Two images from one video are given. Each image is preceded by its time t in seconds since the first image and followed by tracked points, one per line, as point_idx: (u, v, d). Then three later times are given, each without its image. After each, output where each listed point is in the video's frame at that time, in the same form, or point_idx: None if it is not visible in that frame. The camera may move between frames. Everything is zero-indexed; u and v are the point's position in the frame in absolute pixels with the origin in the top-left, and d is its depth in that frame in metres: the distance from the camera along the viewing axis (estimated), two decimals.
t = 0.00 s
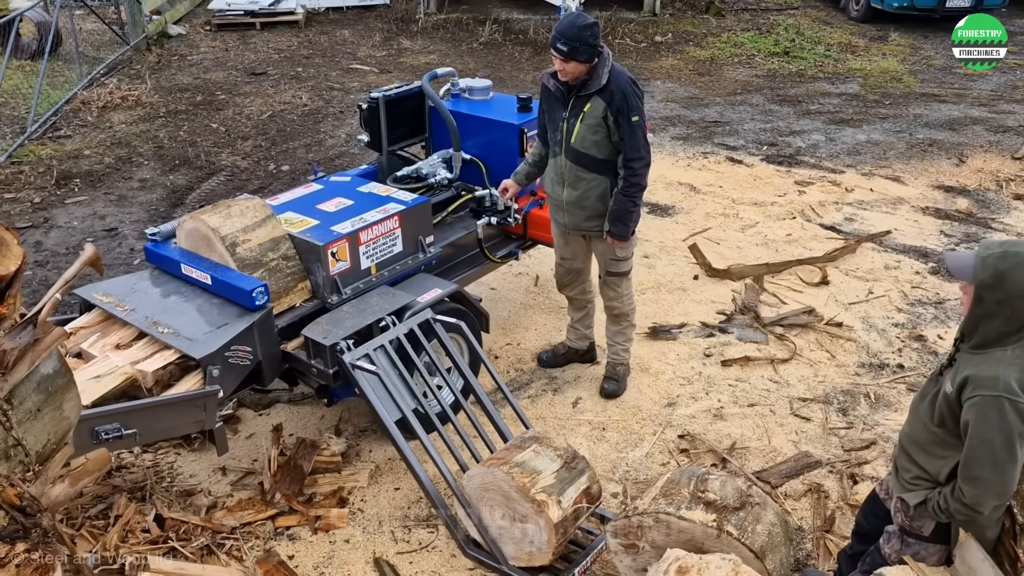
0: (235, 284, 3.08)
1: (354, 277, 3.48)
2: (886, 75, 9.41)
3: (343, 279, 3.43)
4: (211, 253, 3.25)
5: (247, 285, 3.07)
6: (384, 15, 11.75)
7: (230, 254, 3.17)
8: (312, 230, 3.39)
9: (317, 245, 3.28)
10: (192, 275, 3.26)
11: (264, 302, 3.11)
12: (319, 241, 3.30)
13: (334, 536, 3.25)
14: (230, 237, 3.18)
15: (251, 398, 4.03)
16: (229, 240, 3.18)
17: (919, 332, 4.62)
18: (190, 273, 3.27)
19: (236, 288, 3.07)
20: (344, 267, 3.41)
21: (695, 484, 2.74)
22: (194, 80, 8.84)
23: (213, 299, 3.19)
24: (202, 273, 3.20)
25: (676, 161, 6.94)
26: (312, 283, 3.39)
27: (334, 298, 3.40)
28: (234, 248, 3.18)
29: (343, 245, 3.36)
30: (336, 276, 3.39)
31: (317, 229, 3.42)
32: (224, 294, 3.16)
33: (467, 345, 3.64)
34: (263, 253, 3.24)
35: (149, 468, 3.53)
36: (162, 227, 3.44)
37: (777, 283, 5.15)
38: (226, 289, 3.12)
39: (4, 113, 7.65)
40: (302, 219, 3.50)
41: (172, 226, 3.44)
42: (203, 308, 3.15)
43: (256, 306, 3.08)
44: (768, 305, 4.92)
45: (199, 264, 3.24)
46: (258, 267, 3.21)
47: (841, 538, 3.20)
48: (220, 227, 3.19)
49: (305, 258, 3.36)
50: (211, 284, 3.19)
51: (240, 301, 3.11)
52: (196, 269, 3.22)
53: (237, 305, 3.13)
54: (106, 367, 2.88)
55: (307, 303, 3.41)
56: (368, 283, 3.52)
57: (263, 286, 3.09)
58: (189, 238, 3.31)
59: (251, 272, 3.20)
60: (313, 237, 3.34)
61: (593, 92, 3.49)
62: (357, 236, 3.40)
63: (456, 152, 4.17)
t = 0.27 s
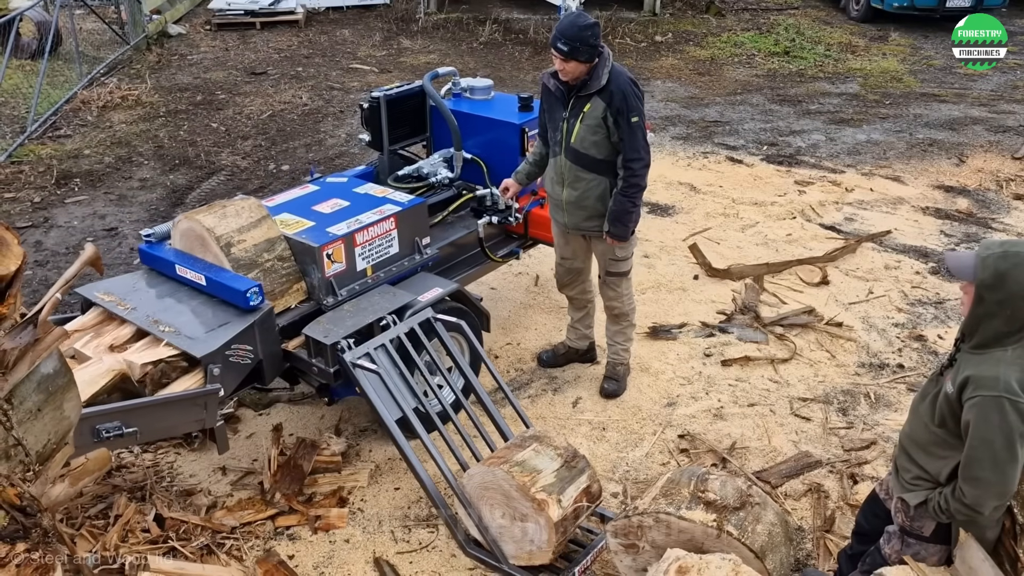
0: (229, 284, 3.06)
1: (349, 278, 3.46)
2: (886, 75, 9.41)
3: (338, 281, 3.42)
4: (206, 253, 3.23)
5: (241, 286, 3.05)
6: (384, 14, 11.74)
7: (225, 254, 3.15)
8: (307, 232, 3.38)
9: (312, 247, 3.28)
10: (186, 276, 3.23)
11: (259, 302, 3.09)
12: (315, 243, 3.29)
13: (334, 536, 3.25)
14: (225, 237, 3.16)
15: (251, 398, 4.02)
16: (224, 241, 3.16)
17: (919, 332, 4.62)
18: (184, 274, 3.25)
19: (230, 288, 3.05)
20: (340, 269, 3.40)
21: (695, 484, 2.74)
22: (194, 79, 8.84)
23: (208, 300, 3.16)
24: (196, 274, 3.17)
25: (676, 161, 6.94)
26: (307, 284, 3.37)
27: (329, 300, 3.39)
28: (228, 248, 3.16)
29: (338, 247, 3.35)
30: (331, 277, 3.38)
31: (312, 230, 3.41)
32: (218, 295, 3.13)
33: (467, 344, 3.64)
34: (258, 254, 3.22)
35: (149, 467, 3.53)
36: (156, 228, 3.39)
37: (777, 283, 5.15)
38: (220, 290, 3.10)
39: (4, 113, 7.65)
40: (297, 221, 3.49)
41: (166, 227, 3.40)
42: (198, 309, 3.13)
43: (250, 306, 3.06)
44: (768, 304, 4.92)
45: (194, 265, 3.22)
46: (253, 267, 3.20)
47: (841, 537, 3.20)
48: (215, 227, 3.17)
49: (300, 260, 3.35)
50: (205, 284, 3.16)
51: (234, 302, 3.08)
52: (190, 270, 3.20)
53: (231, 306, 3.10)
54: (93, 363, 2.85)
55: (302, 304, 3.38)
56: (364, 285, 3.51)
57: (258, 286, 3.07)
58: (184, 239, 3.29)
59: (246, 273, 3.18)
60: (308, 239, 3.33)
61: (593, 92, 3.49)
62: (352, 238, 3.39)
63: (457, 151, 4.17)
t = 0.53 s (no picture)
0: (222, 287, 3.04)
1: (344, 281, 3.44)
2: (887, 74, 9.40)
3: (333, 283, 3.40)
4: (199, 255, 3.23)
5: (235, 288, 3.02)
6: (384, 14, 11.74)
7: (217, 255, 3.15)
8: (301, 234, 3.37)
9: (306, 249, 3.26)
10: (179, 278, 3.21)
11: (253, 305, 3.07)
12: (308, 246, 3.28)
13: (334, 536, 3.25)
14: (218, 239, 3.15)
15: (251, 397, 4.02)
16: (216, 243, 3.15)
17: (919, 332, 4.62)
18: (176, 277, 3.23)
19: (223, 291, 3.03)
20: (334, 271, 3.38)
21: (695, 484, 2.74)
22: (194, 79, 8.84)
23: (201, 303, 3.14)
24: (189, 277, 3.16)
25: (676, 161, 6.93)
26: (301, 287, 3.36)
27: (323, 302, 3.37)
28: (221, 250, 3.16)
29: (332, 249, 3.33)
30: (325, 280, 3.36)
31: (306, 233, 3.39)
32: (211, 298, 3.11)
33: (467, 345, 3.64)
34: (252, 256, 3.21)
35: (149, 467, 3.53)
36: (150, 231, 3.38)
37: (777, 283, 5.15)
38: (213, 293, 3.08)
39: (4, 112, 7.65)
40: (291, 223, 3.47)
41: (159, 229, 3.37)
42: (192, 312, 3.12)
43: (244, 309, 3.04)
44: (768, 304, 4.91)
45: (187, 268, 3.20)
46: (246, 269, 3.19)
47: (841, 537, 3.20)
48: (209, 229, 3.16)
49: (294, 262, 3.33)
50: (198, 287, 3.14)
51: (227, 304, 3.06)
52: (183, 273, 3.18)
53: (224, 309, 3.08)
54: (81, 361, 2.83)
55: (296, 306, 3.37)
56: (358, 288, 3.49)
57: (251, 288, 3.05)
58: (177, 241, 3.28)
59: (238, 275, 3.18)
60: (302, 241, 3.31)
61: (593, 92, 3.49)
62: (346, 240, 3.37)
63: (456, 151, 4.17)
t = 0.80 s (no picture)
0: (216, 294, 3.03)
1: (339, 283, 3.41)
2: (887, 74, 9.40)
3: (327, 286, 3.36)
4: (193, 258, 3.21)
5: (229, 296, 3.01)
6: (384, 13, 11.74)
7: (211, 257, 3.13)
8: (295, 237, 3.34)
9: (300, 252, 3.23)
10: (172, 284, 3.20)
11: (247, 313, 3.05)
12: (302, 248, 3.25)
13: (334, 536, 3.25)
14: (211, 241, 3.14)
15: (251, 397, 4.03)
16: (210, 245, 3.13)
17: (919, 331, 4.62)
18: (170, 282, 3.22)
19: (217, 298, 3.01)
20: (328, 274, 3.35)
21: (695, 484, 2.74)
22: (194, 79, 8.84)
23: (194, 308, 3.12)
24: (182, 282, 3.15)
25: (676, 161, 6.93)
26: (295, 289, 3.33)
27: (318, 305, 3.34)
28: (215, 252, 3.14)
29: (326, 252, 3.30)
30: (319, 283, 3.33)
31: (300, 235, 3.36)
32: (204, 304, 3.10)
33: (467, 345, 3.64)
34: (246, 258, 3.19)
35: (149, 467, 3.53)
36: (142, 233, 3.36)
37: (777, 283, 5.15)
38: (207, 300, 3.07)
39: (4, 112, 7.65)
40: (286, 225, 3.44)
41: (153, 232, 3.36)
42: (184, 313, 3.10)
43: (237, 317, 3.03)
44: (768, 304, 4.91)
45: (181, 273, 3.19)
46: (240, 271, 3.17)
47: (841, 537, 3.20)
48: (202, 231, 3.15)
49: (289, 265, 3.30)
50: (192, 293, 3.13)
51: (221, 312, 3.04)
52: (177, 278, 3.17)
53: (217, 315, 3.06)
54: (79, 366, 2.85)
55: (291, 309, 3.34)
56: (353, 291, 3.45)
57: (246, 297, 3.03)
58: (171, 243, 3.26)
59: (233, 276, 3.16)
60: (296, 243, 3.28)
61: (594, 92, 3.48)
62: (341, 242, 3.34)
63: (456, 151, 4.16)
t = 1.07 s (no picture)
0: (209, 297, 3.01)
1: (333, 286, 3.40)
2: (887, 74, 9.40)
3: (322, 288, 3.36)
4: (187, 260, 3.19)
5: (223, 299, 3.00)
6: (384, 13, 11.73)
7: (206, 259, 3.11)
8: (290, 239, 3.33)
9: (294, 254, 3.22)
10: (166, 286, 3.19)
11: (241, 316, 3.04)
12: (297, 250, 3.24)
13: (334, 535, 3.25)
14: (207, 243, 3.12)
15: (251, 396, 4.03)
16: (205, 247, 3.11)
17: (919, 331, 4.62)
18: (164, 284, 3.20)
19: (210, 301, 3.00)
20: (323, 276, 3.34)
21: (695, 483, 2.74)
22: (194, 78, 8.84)
23: (187, 311, 3.11)
24: (175, 285, 3.13)
25: (676, 160, 6.93)
26: (290, 292, 3.32)
27: (313, 308, 3.33)
28: (211, 254, 3.12)
29: (321, 254, 3.30)
30: (314, 285, 3.32)
31: (295, 237, 3.35)
32: (198, 307, 3.09)
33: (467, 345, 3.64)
34: (241, 260, 3.18)
35: (149, 466, 3.53)
36: (137, 236, 3.36)
37: (777, 282, 5.15)
38: (200, 303, 3.06)
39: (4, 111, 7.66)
40: (280, 227, 3.44)
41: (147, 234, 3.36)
42: (177, 315, 3.10)
43: (230, 320, 3.01)
44: (769, 304, 4.91)
45: (174, 276, 3.18)
46: (236, 273, 3.15)
47: (841, 537, 3.21)
48: (198, 232, 3.13)
49: (283, 267, 3.30)
50: (186, 296, 3.12)
51: (215, 314, 3.03)
52: (170, 281, 3.15)
53: (210, 317, 3.05)
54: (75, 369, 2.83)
55: (287, 312, 3.34)
56: (348, 293, 3.44)
57: (240, 299, 3.02)
58: (164, 244, 3.24)
59: (229, 279, 3.14)
60: (291, 246, 3.27)
61: (594, 92, 3.49)
62: (336, 245, 3.34)
63: (456, 151, 4.16)
